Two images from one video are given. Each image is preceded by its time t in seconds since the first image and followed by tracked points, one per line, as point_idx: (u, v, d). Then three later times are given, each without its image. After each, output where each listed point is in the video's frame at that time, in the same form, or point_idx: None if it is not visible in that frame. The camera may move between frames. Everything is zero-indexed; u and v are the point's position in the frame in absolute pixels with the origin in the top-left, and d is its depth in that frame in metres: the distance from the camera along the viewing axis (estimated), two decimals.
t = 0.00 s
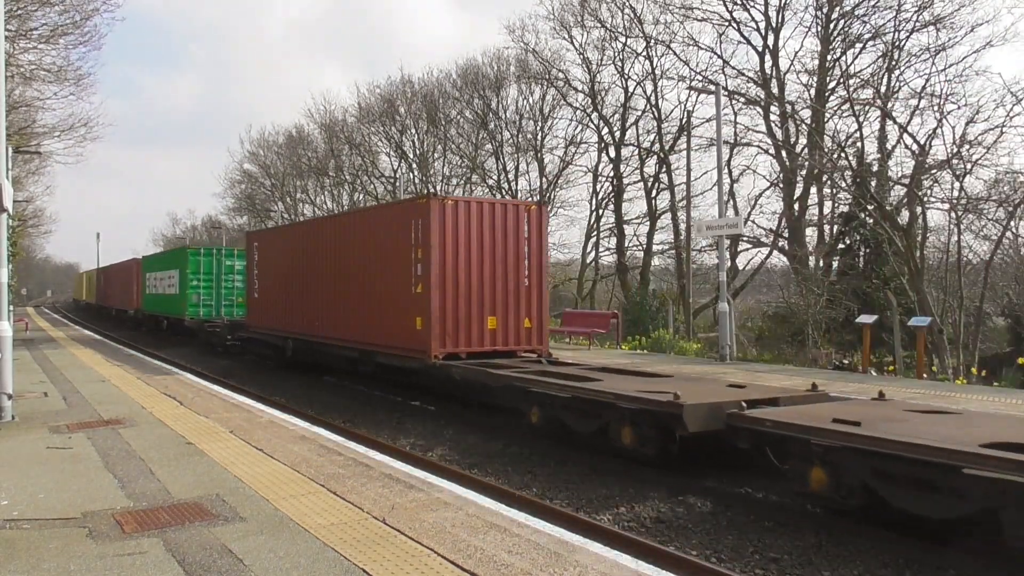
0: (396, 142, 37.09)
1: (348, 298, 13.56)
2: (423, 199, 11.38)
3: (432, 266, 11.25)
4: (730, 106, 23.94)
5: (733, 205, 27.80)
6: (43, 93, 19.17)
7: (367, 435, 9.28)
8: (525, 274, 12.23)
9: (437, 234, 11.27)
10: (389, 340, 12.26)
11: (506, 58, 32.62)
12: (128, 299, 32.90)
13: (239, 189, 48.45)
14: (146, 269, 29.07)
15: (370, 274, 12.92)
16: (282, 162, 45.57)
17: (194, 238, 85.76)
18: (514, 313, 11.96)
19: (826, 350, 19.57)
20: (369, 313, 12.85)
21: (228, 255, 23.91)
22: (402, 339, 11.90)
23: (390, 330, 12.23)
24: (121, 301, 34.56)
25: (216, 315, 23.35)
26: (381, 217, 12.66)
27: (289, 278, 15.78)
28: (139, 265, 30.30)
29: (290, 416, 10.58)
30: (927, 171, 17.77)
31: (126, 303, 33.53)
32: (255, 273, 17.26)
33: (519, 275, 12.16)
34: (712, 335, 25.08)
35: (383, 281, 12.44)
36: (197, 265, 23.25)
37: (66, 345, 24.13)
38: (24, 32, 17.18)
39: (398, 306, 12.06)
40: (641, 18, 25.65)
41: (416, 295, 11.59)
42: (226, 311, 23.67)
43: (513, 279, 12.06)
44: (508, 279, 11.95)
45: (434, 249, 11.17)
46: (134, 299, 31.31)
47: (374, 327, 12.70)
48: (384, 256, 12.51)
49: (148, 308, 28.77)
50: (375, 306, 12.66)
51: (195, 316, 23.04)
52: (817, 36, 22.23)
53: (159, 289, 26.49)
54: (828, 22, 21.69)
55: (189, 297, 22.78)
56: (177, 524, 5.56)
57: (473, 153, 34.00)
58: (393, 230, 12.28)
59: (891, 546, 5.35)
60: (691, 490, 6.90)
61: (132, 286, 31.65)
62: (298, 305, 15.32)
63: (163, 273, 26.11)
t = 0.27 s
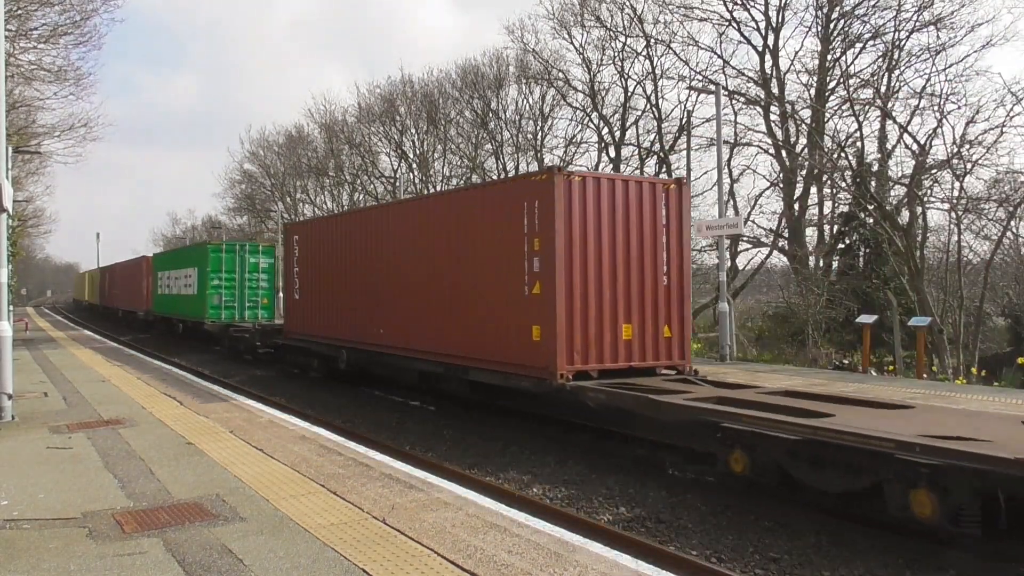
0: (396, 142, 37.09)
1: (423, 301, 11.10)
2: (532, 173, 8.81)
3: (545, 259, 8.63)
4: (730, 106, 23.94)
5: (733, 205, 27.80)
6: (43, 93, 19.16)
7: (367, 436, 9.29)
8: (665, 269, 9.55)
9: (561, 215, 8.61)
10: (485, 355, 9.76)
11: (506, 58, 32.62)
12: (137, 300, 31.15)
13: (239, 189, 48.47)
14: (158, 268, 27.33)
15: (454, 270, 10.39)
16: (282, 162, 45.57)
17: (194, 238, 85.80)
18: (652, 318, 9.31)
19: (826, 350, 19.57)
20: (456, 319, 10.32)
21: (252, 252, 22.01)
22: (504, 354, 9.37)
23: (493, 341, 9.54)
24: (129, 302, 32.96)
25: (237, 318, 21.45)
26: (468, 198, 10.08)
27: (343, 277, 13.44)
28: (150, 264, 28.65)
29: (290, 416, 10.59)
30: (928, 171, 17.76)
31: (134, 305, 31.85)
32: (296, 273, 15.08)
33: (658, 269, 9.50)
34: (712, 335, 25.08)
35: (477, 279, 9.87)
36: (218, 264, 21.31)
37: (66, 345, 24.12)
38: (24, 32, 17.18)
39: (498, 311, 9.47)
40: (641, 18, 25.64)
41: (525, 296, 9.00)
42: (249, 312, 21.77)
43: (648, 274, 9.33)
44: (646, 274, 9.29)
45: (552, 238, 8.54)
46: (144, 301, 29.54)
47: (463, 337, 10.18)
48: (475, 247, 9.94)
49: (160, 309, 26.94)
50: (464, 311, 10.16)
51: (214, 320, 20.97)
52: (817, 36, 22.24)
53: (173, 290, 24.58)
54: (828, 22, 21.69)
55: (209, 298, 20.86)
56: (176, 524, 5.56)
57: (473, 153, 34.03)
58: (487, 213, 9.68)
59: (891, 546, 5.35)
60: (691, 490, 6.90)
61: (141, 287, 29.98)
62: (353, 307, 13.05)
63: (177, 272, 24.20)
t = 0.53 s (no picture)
0: (396, 142, 37.10)
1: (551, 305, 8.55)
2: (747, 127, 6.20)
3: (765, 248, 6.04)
4: (730, 106, 23.93)
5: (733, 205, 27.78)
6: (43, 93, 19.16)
7: (367, 435, 9.28)
8: (926, 260, 6.63)
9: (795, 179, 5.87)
10: (655, 379, 7.15)
11: (506, 58, 32.64)
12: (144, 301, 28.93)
13: (240, 189, 48.46)
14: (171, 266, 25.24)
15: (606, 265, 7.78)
16: (282, 162, 45.56)
17: (194, 238, 85.80)
18: (917, 331, 6.43)
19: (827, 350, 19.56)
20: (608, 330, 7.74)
21: (284, 248, 19.34)
22: (695, 381, 6.72)
23: (623, 358, 7.57)
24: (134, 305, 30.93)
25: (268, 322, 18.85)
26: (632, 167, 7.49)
27: (428, 275, 10.91)
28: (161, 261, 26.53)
29: (290, 416, 10.60)
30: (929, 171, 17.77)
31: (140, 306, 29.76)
32: (357, 271, 12.68)
33: (919, 261, 6.58)
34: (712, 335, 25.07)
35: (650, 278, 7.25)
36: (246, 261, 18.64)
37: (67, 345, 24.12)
38: (24, 32, 17.17)
39: (683, 321, 6.85)
40: (641, 18, 25.65)
41: (731, 300, 6.38)
42: (281, 316, 19.15)
43: (910, 272, 6.49)
44: (904, 268, 6.45)
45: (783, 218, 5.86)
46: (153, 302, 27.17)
47: (619, 354, 7.60)
48: (643, 233, 7.34)
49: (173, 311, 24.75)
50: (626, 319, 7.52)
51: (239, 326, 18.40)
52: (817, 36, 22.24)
53: (190, 290, 22.24)
54: (828, 22, 21.68)
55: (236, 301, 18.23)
56: (177, 524, 5.56)
57: (473, 153, 34.03)
58: (664, 187, 7.10)
59: (892, 547, 5.35)
60: (691, 490, 6.90)
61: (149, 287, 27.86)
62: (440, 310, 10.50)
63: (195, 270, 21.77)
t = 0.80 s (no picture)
0: (396, 142, 37.11)
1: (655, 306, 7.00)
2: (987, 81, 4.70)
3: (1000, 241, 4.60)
4: (730, 106, 23.94)
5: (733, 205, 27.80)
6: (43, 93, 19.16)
7: (367, 436, 9.28)
8: None
9: None
10: (808, 401, 5.69)
11: (506, 58, 32.65)
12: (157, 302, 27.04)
13: (239, 189, 48.46)
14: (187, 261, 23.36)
15: (743, 256, 6.20)
16: (282, 162, 45.56)
17: (193, 238, 85.81)
18: None
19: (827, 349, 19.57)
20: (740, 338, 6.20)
21: (323, 244, 17.52)
22: (870, 406, 5.29)
23: (619, 359, 7.42)
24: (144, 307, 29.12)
25: (305, 326, 17.11)
26: (796, 132, 5.83)
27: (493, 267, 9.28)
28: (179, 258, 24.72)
29: (290, 416, 10.60)
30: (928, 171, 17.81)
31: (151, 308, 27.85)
32: (442, 266, 10.10)
33: None
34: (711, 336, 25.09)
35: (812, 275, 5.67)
36: (281, 259, 16.86)
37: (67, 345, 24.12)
38: (24, 33, 17.16)
39: (857, 330, 5.38)
40: (641, 18, 25.66)
41: (937, 306, 4.91)
42: (321, 319, 17.38)
43: None
44: None
45: None
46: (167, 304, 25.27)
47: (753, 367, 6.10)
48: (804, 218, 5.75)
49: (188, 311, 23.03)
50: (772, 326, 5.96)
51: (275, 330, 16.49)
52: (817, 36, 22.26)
53: (212, 288, 20.50)
54: (828, 22, 21.69)
55: (270, 305, 16.50)
56: (177, 524, 5.56)
57: (473, 153, 34.04)
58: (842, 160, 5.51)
59: (892, 547, 5.34)
60: (691, 489, 6.90)
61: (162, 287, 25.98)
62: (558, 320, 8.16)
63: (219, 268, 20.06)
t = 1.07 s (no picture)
0: (396, 142, 37.10)
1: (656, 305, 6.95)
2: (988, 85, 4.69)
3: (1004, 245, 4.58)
4: (730, 106, 23.92)
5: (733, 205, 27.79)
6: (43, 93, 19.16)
7: (367, 436, 9.28)
8: None
9: None
10: (813, 400, 5.65)
11: (506, 58, 32.63)
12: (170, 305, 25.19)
13: (240, 189, 48.45)
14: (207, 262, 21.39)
15: (746, 258, 6.16)
16: (282, 162, 45.54)
17: (193, 238, 85.82)
18: None
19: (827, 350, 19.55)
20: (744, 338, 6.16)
21: (375, 237, 15.05)
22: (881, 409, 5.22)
23: (626, 361, 7.32)
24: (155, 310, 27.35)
25: (355, 334, 14.52)
26: (802, 133, 5.78)
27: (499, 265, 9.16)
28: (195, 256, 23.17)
29: (290, 416, 10.59)
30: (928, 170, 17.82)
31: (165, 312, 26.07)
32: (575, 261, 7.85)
33: None
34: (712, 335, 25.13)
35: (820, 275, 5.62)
36: (329, 255, 14.35)
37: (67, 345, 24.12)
38: (24, 32, 17.17)
39: (862, 330, 5.36)
40: (641, 17, 25.65)
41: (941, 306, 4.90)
42: (372, 325, 14.77)
43: None
44: None
45: None
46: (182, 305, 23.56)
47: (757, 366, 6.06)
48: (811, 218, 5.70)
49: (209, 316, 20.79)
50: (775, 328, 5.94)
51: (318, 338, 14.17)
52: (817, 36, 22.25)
53: (240, 291, 18.20)
54: (828, 22, 21.69)
55: (316, 308, 14.00)
56: (177, 524, 5.56)
57: (473, 152, 34.03)
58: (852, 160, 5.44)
59: (892, 546, 5.34)
60: (691, 489, 6.90)
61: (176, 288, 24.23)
62: (734, 338, 6.24)
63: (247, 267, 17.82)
